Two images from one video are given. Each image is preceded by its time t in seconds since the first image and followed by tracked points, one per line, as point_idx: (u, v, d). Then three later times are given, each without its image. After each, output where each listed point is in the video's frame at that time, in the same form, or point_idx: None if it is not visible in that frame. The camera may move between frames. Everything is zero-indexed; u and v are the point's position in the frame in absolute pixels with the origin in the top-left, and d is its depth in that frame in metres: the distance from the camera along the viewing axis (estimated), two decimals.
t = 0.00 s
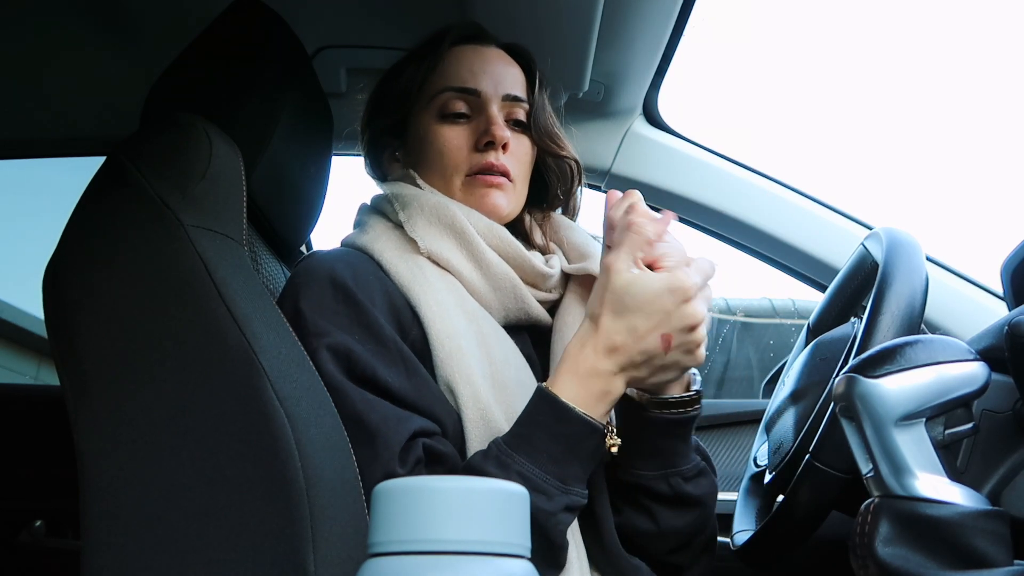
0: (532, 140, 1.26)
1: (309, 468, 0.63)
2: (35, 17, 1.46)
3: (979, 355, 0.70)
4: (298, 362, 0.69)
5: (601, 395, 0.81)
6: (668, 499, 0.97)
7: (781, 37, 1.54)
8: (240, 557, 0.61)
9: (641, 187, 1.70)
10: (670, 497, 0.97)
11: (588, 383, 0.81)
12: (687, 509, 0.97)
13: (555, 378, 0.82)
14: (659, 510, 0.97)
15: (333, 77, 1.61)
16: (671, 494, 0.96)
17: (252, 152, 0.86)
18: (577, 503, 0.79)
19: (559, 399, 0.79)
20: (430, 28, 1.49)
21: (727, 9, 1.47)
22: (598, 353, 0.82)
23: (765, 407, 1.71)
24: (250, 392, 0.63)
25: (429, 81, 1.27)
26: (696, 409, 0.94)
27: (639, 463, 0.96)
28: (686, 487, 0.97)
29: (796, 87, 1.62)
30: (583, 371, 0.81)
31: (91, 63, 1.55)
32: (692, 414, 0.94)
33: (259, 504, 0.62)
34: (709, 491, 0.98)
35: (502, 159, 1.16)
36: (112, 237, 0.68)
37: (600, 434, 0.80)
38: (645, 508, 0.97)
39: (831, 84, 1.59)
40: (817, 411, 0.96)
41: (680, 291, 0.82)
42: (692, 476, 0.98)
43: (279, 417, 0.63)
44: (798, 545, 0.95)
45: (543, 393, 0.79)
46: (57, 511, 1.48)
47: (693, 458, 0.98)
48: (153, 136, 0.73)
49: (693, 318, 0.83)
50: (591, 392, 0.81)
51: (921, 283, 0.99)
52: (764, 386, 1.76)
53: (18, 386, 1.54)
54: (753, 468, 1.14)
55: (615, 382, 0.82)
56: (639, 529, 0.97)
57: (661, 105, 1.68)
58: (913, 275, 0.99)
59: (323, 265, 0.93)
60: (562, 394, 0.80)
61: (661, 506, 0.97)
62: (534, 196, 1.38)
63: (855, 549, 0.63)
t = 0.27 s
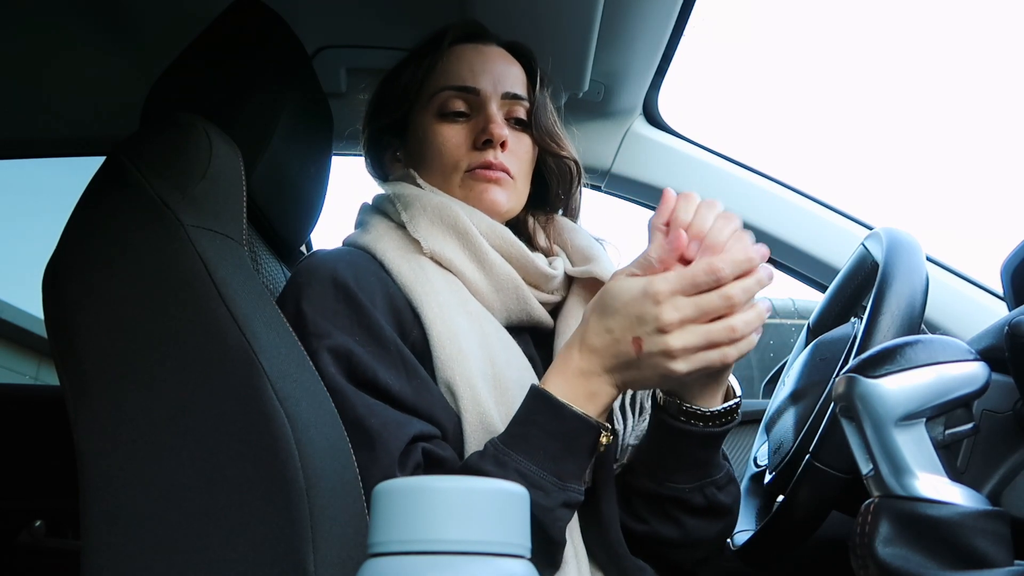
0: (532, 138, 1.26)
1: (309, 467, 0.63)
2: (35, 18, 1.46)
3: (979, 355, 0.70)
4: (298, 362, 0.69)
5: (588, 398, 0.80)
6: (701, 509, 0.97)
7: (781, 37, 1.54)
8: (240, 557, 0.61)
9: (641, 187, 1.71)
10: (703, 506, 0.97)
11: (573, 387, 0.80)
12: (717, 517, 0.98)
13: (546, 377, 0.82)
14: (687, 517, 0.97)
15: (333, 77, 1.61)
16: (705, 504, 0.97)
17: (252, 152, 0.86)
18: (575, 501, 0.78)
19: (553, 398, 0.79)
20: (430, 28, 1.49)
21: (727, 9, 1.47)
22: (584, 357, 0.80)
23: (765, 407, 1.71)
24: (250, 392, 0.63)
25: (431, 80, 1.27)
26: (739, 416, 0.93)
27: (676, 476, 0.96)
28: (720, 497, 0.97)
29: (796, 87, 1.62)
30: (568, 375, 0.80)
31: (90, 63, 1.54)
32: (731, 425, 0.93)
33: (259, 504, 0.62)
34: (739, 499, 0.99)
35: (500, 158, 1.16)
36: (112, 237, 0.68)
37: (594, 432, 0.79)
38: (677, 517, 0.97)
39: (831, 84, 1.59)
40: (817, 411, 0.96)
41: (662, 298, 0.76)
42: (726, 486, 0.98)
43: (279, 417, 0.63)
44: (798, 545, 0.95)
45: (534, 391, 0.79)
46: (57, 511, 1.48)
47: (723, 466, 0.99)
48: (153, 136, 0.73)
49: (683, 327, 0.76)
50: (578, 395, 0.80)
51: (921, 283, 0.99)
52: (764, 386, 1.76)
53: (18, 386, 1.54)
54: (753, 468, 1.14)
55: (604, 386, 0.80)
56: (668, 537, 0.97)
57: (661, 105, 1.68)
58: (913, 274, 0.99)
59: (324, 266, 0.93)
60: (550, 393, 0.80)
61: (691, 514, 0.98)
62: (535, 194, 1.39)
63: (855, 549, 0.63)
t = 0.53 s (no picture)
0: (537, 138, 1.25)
1: (309, 468, 0.63)
2: (35, 18, 1.45)
3: (979, 355, 0.70)
4: (298, 362, 0.69)
5: (585, 387, 0.75)
6: (678, 522, 0.97)
7: (781, 37, 1.53)
8: (240, 557, 0.61)
9: (641, 186, 1.71)
10: (678, 519, 0.97)
11: (568, 375, 0.75)
12: (697, 529, 0.98)
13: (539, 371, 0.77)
14: (669, 532, 0.97)
15: (333, 77, 1.61)
16: (680, 516, 0.97)
17: (253, 151, 0.86)
18: (572, 502, 0.78)
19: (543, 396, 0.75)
20: (430, 28, 1.49)
21: (727, 9, 1.47)
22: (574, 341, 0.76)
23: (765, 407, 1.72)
24: (250, 392, 0.63)
25: (434, 78, 1.27)
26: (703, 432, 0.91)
27: (649, 492, 0.97)
28: (695, 508, 0.97)
29: (796, 87, 1.62)
30: (560, 363, 0.76)
31: (90, 62, 1.54)
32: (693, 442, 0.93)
33: (259, 504, 0.62)
34: (717, 508, 0.99)
35: (507, 155, 1.16)
36: (113, 237, 0.68)
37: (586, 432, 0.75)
38: (657, 532, 0.97)
39: (831, 83, 1.59)
40: (817, 410, 0.96)
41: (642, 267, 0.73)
42: (700, 498, 0.98)
43: (279, 418, 0.63)
44: (798, 545, 0.95)
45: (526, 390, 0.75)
46: (57, 510, 1.48)
47: (700, 480, 0.99)
48: (153, 136, 0.73)
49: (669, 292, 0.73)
50: (574, 384, 0.75)
51: (921, 283, 0.99)
52: (764, 386, 1.76)
53: (18, 386, 1.54)
54: (753, 468, 1.13)
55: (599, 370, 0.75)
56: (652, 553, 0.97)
57: (661, 105, 1.68)
58: (913, 274, 0.99)
59: (321, 268, 0.93)
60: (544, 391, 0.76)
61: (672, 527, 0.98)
62: (539, 196, 1.39)
63: (855, 549, 0.63)
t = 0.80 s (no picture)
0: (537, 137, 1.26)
1: (309, 468, 0.63)
2: (35, 19, 1.45)
3: (979, 355, 0.70)
4: (298, 362, 0.69)
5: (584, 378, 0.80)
6: (655, 498, 0.97)
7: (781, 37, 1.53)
8: (240, 557, 0.61)
9: (641, 187, 1.69)
10: (655, 495, 0.97)
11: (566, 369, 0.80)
12: (674, 506, 0.98)
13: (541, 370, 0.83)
14: (646, 507, 0.98)
15: (334, 77, 1.61)
16: (657, 492, 0.97)
17: (252, 151, 0.86)
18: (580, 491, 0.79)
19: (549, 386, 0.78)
20: (430, 28, 1.49)
21: (727, 9, 1.47)
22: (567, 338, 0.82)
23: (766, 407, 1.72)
24: (250, 392, 0.63)
25: (434, 78, 1.27)
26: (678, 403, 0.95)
27: (625, 464, 0.97)
28: (672, 484, 0.97)
29: (796, 87, 1.62)
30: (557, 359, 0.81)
31: (90, 62, 1.54)
32: (666, 412, 0.95)
33: (259, 504, 0.62)
34: (696, 488, 0.99)
35: (505, 156, 1.16)
36: (113, 237, 0.68)
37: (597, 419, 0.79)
38: (636, 509, 0.98)
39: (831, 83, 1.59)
40: (817, 410, 0.96)
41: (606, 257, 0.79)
42: (677, 475, 0.98)
43: (279, 418, 0.63)
44: (799, 545, 0.95)
45: (530, 381, 0.79)
46: (57, 510, 1.48)
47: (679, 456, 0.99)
48: (153, 136, 0.73)
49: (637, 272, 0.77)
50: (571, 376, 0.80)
51: (921, 283, 0.99)
52: (765, 386, 1.76)
53: (18, 386, 1.54)
54: (753, 468, 1.14)
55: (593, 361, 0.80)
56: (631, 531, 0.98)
57: (661, 105, 1.68)
58: (913, 274, 0.99)
59: (321, 268, 0.93)
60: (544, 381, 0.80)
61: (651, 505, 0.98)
62: (540, 196, 1.39)
63: (855, 549, 0.63)
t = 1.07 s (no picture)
0: (540, 142, 1.26)
1: (309, 468, 0.63)
2: (35, 18, 1.45)
3: (979, 355, 0.70)
4: (298, 362, 0.69)
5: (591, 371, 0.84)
6: (639, 482, 0.98)
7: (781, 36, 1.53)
8: (240, 557, 0.61)
9: (641, 188, 1.69)
10: (641, 480, 0.98)
11: (575, 365, 0.83)
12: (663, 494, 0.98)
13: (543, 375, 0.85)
14: (634, 495, 0.98)
15: (334, 77, 1.61)
16: (641, 477, 0.98)
17: (253, 151, 0.86)
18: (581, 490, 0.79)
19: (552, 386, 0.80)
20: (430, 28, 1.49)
21: (727, 9, 1.47)
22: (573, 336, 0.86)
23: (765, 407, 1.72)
24: (250, 392, 0.63)
25: (436, 79, 1.27)
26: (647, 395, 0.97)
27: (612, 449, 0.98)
28: (657, 470, 0.98)
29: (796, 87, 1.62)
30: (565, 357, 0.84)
31: (91, 62, 1.55)
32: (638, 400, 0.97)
33: (259, 505, 0.62)
34: (683, 475, 0.99)
35: (510, 163, 1.16)
36: (113, 237, 0.68)
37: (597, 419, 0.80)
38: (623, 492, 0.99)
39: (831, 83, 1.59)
40: (817, 410, 0.96)
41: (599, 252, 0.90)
42: (665, 461, 0.99)
43: (279, 418, 0.63)
44: (799, 544, 0.95)
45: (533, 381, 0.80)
46: (57, 510, 1.48)
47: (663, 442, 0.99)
48: (154, 135, 0.73)
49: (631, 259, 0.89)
50: (582, 367, 0.84)
51: (921, 283, 0.99)
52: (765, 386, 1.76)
53: (18, 386, 1.55)
54: (753, 468, 1.14)
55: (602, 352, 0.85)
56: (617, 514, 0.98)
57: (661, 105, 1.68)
58: (913, 274, 0.99)
59: (320, 269, 0.93)
60: (553, 378, 0.82)
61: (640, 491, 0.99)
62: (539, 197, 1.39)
63: (855, 549, 0.63)
